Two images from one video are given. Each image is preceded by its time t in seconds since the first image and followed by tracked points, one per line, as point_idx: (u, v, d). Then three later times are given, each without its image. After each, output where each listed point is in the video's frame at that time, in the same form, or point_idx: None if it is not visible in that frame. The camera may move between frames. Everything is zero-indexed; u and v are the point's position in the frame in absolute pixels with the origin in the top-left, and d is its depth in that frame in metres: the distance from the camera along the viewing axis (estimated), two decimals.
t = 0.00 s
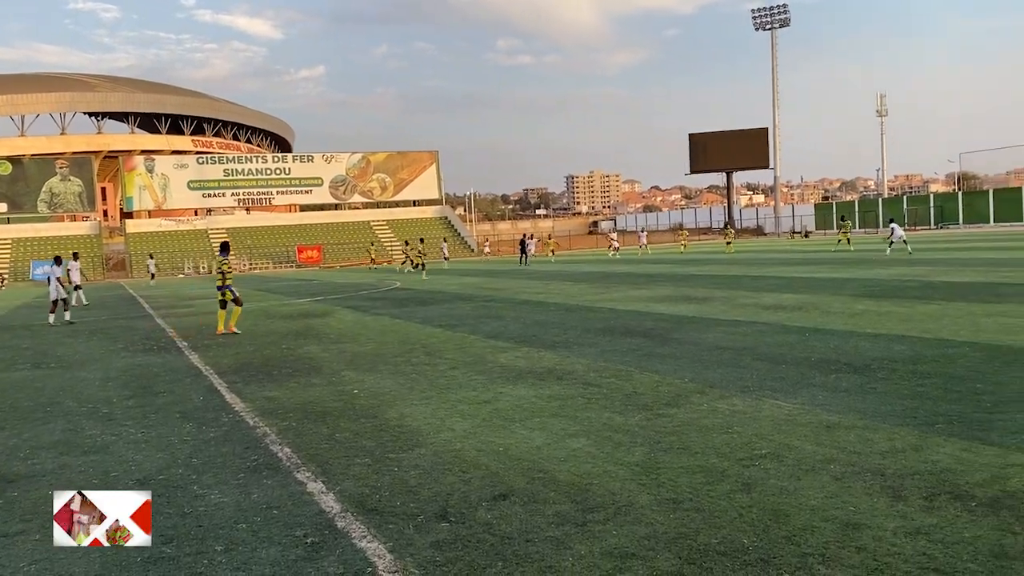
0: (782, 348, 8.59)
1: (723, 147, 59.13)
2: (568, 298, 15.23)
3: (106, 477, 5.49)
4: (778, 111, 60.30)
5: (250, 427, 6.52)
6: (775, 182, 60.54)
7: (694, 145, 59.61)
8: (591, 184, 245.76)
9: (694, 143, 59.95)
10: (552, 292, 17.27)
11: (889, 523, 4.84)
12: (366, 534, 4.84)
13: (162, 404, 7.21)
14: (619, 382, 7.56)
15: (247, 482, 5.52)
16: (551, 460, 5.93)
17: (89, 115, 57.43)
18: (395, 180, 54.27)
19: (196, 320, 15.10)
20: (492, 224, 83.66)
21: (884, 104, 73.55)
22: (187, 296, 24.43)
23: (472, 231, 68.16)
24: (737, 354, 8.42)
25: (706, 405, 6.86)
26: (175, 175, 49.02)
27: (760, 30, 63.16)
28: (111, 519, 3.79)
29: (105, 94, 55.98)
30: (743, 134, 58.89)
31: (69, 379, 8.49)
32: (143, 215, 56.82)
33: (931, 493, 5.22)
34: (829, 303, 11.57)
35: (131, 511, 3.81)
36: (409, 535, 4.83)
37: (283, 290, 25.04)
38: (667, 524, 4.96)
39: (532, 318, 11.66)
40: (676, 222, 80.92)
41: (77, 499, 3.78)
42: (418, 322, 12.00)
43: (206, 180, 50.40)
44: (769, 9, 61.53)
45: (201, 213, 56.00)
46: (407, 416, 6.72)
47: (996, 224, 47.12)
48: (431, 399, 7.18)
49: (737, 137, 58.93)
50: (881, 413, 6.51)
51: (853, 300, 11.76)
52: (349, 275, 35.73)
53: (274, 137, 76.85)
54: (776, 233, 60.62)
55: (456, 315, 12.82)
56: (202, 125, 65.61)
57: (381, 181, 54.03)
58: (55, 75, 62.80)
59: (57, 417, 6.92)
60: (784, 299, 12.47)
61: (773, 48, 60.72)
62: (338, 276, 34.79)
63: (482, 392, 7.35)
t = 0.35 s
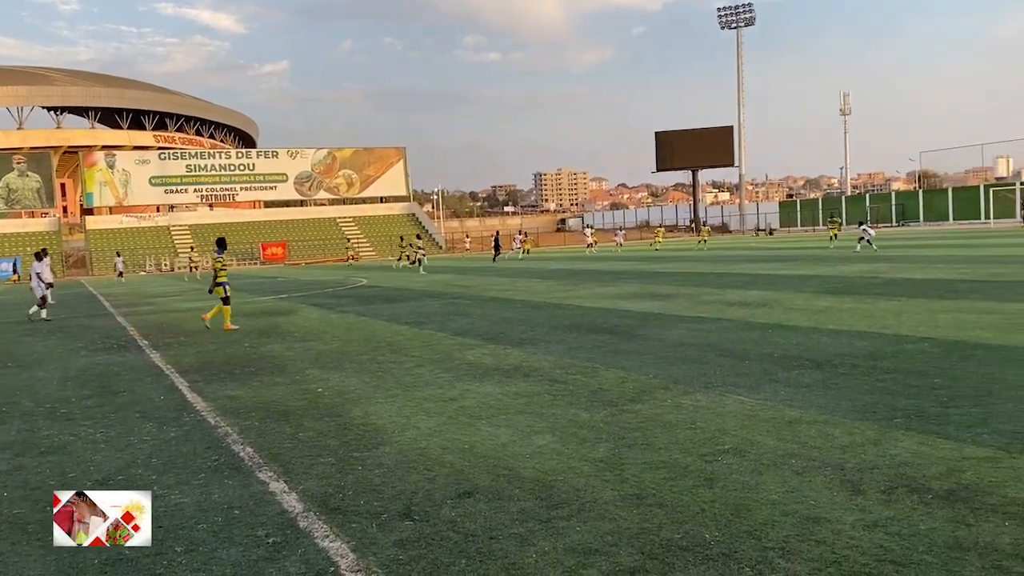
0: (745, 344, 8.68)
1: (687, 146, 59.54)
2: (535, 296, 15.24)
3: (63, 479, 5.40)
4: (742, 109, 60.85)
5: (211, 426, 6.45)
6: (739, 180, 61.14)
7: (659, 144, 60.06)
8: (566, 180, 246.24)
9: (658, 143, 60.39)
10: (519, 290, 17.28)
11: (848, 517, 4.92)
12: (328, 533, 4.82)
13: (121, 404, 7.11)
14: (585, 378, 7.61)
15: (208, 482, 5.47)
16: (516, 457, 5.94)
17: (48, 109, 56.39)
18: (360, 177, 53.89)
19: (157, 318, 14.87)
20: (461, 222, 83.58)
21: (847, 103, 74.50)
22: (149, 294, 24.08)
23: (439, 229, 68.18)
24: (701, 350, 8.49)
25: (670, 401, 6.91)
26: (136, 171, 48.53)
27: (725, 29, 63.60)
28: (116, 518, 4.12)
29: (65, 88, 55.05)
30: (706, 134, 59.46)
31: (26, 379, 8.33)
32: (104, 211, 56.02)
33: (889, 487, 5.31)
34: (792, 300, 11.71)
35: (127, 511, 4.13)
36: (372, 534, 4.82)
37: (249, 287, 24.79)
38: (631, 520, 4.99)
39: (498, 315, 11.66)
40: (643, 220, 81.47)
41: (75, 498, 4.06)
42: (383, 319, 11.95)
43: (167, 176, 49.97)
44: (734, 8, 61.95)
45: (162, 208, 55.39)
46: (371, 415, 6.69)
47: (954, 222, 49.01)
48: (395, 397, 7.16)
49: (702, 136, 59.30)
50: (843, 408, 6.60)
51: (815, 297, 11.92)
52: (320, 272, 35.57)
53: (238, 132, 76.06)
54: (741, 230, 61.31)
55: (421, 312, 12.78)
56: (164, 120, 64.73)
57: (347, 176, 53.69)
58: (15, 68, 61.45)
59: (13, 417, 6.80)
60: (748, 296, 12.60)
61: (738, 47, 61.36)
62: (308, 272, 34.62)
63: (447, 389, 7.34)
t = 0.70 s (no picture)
0: (700, 342, 8.81)
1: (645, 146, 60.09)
2: (493, 295, 15.30)
3: (7, 483, 5.34)
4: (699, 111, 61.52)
5: (163, 428, 6.45)
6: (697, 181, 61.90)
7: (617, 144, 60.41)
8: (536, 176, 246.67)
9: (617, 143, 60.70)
10: (477, 289, 17.33)
11: (795, 512, 5.02)
12: (279, 535, 4.82)
13: (69, 406, 7.03)
14: (542, 377, 7.67)
15: (159, 484, 5.44)
16: (472, 456, 5.97)
17: None
18: (318, 175, 54.24)
19: (108, 318, 14.63)
20: (421, 221, 83.62)
21: (802, 106, 75.74)
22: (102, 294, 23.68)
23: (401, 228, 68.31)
24: (656, 349, 8.60)
25: (624, 399, 7.00)
26: (88, 169, 48.19)
27: (682, 31, 64.04)
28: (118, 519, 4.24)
29: (12, 84, 54.18)
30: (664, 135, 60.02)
31: None
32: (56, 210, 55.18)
33: (836, 481, 5.42)
34: (746, 298, 11.89)
35: (126, 512, 4.24)
36: (323, 534, 4.82)
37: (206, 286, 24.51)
38: (583, 517, 5.04)
39: (456, 315, 11.68)
40: (602, 220, 82.22)
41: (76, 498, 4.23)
42: (340, 319, 11.91)
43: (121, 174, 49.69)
44: (690, 11, 62.39)
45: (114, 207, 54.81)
46: (325, 415, 6.70)
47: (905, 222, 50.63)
48: (350, 397, 7.17)
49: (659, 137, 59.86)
50: (793, 405, 6.74)
51: (768, 296, 12.12)
52: (286, 271, 35.39)
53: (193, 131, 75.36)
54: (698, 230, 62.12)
55: (380, 312, 12.75)
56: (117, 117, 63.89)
57: (303, 175, 54.06)
58: None
59: None
60: (704, 295, 12.76)
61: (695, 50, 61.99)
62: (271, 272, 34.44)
63: (403, 389, 7.36)
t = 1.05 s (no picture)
0: (661, 343, 8.91)
1: (607, 149, 60.54)
2: (457, 297, 15.29)
3: None
4: (661, 114, 62.14)
5: (119, 432, 6.40)
6: (659, 184, 62.57)
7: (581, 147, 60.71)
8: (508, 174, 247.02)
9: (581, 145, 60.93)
10: (440, 291, 17.32)
11: (753, 511, 5.08)
12: (237, 539, 4.78)
13: (22, 409, 6.92)
14: (504, 378, 7.71)
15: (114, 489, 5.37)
16: (433, 459, 5.97)
17: None
18: (280, 175, 54.24)
19: (62, 320, 14.36)
20: (385, 222, 83.44)
21: (763, 110, 76.69)
22: (57, 296, 23.24)
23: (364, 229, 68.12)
24: (618, 350, 8.68)
25: (586, 400, 7.05)
26: (42, 168, 47.52)
27: (645, 35, 64.53)
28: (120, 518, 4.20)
29: None
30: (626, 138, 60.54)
31: None
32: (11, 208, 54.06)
33: (792, 481, 5.50)
34: (707, 300, 12.05)
35: (126, 512, 4.20)
36: (282, 539, 4.78)
37: (165, 288, 24.19)
38: (543, 518, 5.05)
39: (420, 316, 11.67)
40: (565, 222, 82.81)
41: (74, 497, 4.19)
42: (302, 321, 11.84)
43: (77, 174, 49.07)
44: (653, 15, 62.87)
45: (71, 207, 54.01)
46: (286, 419, 6.68)
47: (861, 226, 51.82)
48: (311, 400, 7.15)
49: (622, 140, 60.36)
50: (751, 405, 6.84)
51: (728, 297, 12.29)
52: (253, 271, 35.14)
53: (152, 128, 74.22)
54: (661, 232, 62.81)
55: (343, 313, 12.68)
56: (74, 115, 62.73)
57: (265, 175, 54.01)
58: None
59: None
60: (666, 296, 12.89)
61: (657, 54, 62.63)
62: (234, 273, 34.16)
63: (365, 392, 7.35)
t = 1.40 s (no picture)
0: (626, 344, 8.98)
1: (573, 151, 60.82)
2: (421, 298, 15.27)
3: None
4: (626, 117, 62.65)
5: (76, 435, 6.28)
6: (625, 186, 63.12)
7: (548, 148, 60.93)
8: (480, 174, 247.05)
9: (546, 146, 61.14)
10: (405, 292, 17.28)
11: (716, 510, 5.13)
12: (197, 543, 4.70)
13: None
14: (470, 379, 7.71)
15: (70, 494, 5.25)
16: (398, 461, 5.93)
17: None
18: (243, 174, 53.92)
19: (17, 322, 14.05)
20: (351, 223, 83.08)
21: (726, 113, 77.62)
22: (11, 296, 22.73)
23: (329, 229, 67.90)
24: (583, 351, 8.72)
25: (551, 402, 7.07)
26: None
27: (611, 37, 64.88)
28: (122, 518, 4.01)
29: None
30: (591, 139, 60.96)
31: None
32: None
33: (754, 480, 5.56)
34: (670, 301, 12.18)
35: (125, 512, 4.00)
36: (244, 543, 4.71)
37: (124, 289, 23.81)
38: (508, 520, 5.04)
39: (385, 317, 11.63)
40: (533, 224, 83.28)
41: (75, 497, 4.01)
42: (266, 322, 11.72)
43: (34, 172, 48.14)
44: (619, 18, 63.22)
45: (28, 205, 52.88)
46: (248, 421, 6.61)
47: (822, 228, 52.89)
48: (274, 401, 7.08)
49: (588, 142, 60.71)
50: (714, 405, 6.91)
51: (691, 299, 12.43)
52: (221, 271, 34.80)
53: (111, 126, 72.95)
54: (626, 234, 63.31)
55: (308, 315, 12.59)
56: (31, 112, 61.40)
57: (228, 175, 53.59)
58: None
59: None
60: (629, 298, 13.01)
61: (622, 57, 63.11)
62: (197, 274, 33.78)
63: (329, 394, 7.30)
